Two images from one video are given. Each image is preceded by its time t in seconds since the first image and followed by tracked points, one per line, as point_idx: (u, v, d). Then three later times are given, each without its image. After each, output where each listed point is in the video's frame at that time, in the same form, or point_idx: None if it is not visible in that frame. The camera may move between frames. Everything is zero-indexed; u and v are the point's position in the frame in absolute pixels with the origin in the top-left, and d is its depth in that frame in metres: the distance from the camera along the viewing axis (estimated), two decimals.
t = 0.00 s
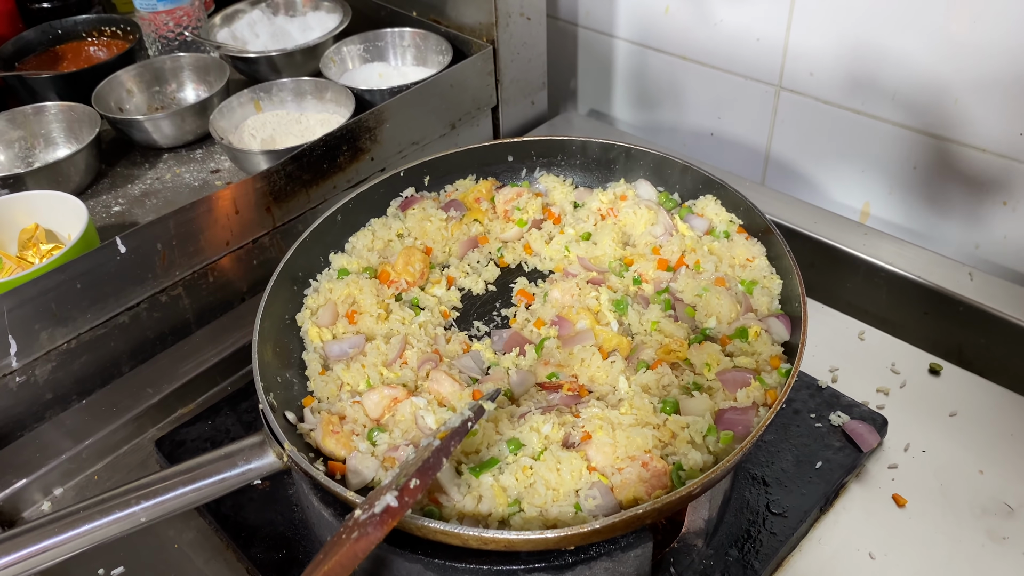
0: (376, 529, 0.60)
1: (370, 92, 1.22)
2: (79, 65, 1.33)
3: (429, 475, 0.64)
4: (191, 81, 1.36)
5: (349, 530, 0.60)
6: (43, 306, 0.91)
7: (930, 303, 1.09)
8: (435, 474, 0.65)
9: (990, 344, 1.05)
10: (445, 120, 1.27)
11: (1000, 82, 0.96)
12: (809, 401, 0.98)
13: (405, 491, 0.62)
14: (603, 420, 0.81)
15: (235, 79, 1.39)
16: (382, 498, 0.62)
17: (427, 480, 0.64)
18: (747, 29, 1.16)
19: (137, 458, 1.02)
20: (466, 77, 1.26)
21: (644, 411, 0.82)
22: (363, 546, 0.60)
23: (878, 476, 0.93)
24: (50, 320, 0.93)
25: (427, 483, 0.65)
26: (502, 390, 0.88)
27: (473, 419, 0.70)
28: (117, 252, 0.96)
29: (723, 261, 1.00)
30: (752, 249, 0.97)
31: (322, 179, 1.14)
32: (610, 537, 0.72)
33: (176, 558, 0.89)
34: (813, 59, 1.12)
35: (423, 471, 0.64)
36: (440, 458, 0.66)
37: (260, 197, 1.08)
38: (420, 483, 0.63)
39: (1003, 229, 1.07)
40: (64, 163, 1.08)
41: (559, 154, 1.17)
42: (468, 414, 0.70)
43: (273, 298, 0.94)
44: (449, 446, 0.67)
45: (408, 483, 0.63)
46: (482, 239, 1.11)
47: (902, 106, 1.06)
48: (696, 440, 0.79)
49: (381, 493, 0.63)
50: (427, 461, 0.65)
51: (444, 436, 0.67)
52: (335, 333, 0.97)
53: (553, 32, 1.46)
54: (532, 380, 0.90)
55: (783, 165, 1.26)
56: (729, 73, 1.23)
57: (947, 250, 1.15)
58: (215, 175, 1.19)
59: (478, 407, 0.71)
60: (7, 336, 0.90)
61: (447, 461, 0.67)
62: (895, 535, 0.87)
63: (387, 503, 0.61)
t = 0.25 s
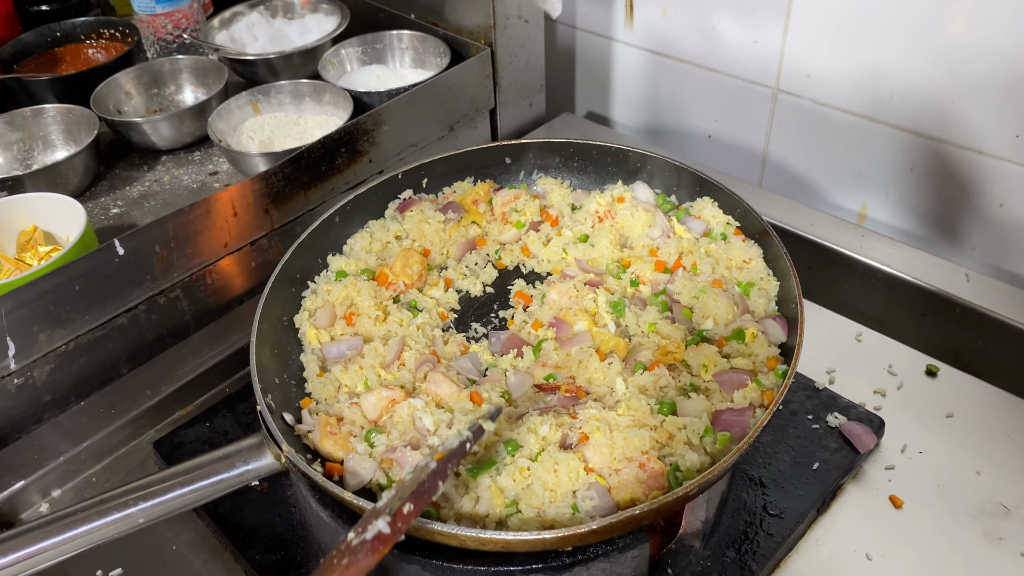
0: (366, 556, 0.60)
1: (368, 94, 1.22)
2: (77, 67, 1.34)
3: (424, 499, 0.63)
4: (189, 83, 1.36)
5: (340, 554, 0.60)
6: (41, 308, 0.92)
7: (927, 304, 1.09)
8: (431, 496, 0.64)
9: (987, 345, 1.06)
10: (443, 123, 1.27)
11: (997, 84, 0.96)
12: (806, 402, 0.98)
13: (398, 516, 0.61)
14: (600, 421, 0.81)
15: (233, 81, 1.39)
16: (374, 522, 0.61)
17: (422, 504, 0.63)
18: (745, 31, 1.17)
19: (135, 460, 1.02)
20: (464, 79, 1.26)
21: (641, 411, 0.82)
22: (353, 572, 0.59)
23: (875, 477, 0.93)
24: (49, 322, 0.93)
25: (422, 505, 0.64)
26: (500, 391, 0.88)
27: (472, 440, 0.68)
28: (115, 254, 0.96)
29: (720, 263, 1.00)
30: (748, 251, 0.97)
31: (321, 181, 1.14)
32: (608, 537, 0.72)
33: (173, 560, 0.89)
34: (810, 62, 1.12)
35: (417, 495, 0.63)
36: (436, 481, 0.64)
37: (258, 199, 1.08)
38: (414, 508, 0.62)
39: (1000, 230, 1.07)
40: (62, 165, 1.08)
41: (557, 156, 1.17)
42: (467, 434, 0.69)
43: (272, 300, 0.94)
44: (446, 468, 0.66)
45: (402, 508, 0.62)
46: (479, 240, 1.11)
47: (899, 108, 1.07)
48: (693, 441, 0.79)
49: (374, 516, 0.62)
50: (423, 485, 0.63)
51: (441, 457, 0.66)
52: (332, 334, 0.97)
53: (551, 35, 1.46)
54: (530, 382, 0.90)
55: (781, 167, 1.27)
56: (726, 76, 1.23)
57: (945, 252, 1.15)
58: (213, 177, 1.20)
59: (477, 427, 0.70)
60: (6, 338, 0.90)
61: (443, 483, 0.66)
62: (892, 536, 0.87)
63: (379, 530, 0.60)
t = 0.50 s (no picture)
0: None
1: (367, 97, 1.23)
2: (77, 70, 1.34)
3: (426, 532, 0.62)
4: (189, 86, 1.36)
5: None
6: (42, 310, 0.92)
7: (925, 306, 1.09)
8: (433, 530, 0.63)
9: (985, 347, 1.06)
10: (442, 125, 1.27)
11: (995, 86, 0.97)
12: (805, 404, 0.99)
13: (399, 550, 0.60)
14: (599, 422, 0.81)
15: (233, 84, 1.39)
16: (375, 555, 0.59)
17: (424, 538, 0.62)
18: (743, 34, 1.17)
19: (135, 462, 1.02)
20: (464, 82, 1.26)
21: (640, 413, 0.82)
22: None
23: (873, 479, 0.94)
24: (49, 324, 0.94)
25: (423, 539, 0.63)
26: (499, 393, 0.89)
27: (477, 471, 0.67)
28: (115, 256, 0.96)
29: (719, 266, 1.00)
30: (747, 253, 0.98)
31: (320, 183, 1.14)
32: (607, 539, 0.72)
33: (173, 562, 0.89)
34: (808, 64, 1.12)
35: (420, 528, 0.62)
36: (439, 514, 0.63)
37: (258, 201, 1.08)
38: (416, 541, 0.61)
39: (997, 232, 1.07)
40: (62, 168, 1.09)
41: (556, 159, 1.18)
42: (473, 465, 0.68)
43: (271, 301, 0.94)
44: (450, 500, 0.65)
45: (404, 542, 0.61)
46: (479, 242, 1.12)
47: (897, 111, 1.07)
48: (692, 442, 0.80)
49: (375, 548, 0.60)
50: (426, 518, 0.62)
51: (446, 489, 0.65)
52: (332, 335, 0.97)
53: (550, 37, 1.47)
54: (529, 384, 0.90)
55: (779, 170, 1.27)
56: (725, 79, 1.24)
57: (943, 254, 1.15)
58: (213, 179, 1.20)
59: (484, 457, 0.69)
60: (5, 340, 0.90)
61: (446, 516, 0.64)
62: (890, 538, 0.87)
63: (380, 564, 0.59)
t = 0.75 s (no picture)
0: None
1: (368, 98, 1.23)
2: (77, 71, 1.34)
3: (433, 536, 0.62)
4: (189, 87, 1.36)
5: None
6: (42, 310, 0.92)
7: (925, 307, 1.10)
8: (440, 534, 0.63)
9: (984, 347, 1.06)
10: (442, 126, 1.28)
11: (994, 87, 0.97)
12: (805, 404, 0.99)
13: (408, 553, 0.60)
14: (599, 422, 0.81)
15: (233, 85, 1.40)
16: (383, 558, 0.59)
17: (431, 542, 0.62)
18: (743, 35, 1.17)
19: (135, 463, 1.03)
20: (464, 83, 1.27)
21: (640, 413, 0.82)
22: None
23: (873, 479, 0.94)
24: (49, 324, 0.94)
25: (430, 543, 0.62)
26: (499, 393, 0.89)
27: (483, 475, 0.68)
28: (116, 256, 0.96)
29: (719, 266, 1.01)
30: (747, 254, 0.98)
31: (321, 184, 1.14)
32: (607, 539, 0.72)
33: (173, 562, 0.89)
34: (808, 65, 1.13)
35: (428, 531, 0.62)
36: (446, 517, 0.63)
37: (258, 202, 1.08)
38: (423, 544, 0.61)
39: (996, 233, 1.08)
40: (62, 169, 1.09)
41: (556, 160, 1.18)
42: (479, 469, 0.68)
43: (272, 302, 0.94)
44: (456, 504, 0.65)
45: (412, 545, 0.60)
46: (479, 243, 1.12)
47: (896, 112, 1.07)
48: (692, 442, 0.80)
49: (382, 551, 0.60)
50: (433, 521, 0.62)
51: (453, 493, 0.65)
52: (332, 335, 0.97)
53: (550, 39, 1.47)
54: (530, 384, 0.90)
55: (778, 170, 1.27)
56: (724, 79, 1.24)
57: (942, 255, 1.16)
58: (213, 180, 1.20)
59: (490, 461, 0.69)
60: (6, 340, 0.90)
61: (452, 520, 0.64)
62: (890, 538, 0.87)
63: (389, 567, 0.58)
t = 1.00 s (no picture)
0: (375, 544, 0.60)
1: (367, 99, 1.23)
2: (77, 72, 1.34)
3: (430, 489, 0.64)
4: (188, 88, 1.36)
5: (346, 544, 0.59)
6: (42, 312, 0.92)
7: (923, 308, 1.10)
8: (438, 487, 0.64)
9: (983, 349, 1.06)
10: (442, 128, 1.28)
11: (993, 89, 0.97)
12: (804, 406, 0.99)
13: (405, 506, 0.62)
14: (599, 424, 0.81)
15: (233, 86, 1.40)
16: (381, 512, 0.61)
17: (428, 494, 0.63)
18: (742, 37, 1.18)
19: (135, 464, 1.02)
20: (463, 85, 1.27)
21: (640, 414, 0.82)
22: (360, 561, 0.59)
23: (872, 480, 0.94)
24: (49, 325, 0.94)
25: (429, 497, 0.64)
26: (499, 394, 0.89)
27: (476, 433, 0.67)
28: (116, 257, 0.96)
29: (718, 267, 1.01)
30: (746, 255, 0.98)
31: (320, 185, 1.14)
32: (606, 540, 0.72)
33: (172, 563, 0.89)
34: (807, 67, 1.13)
35: (424, 485, 0.63)
36: (442, 471, 0.65)
37: (258, 203, 1.08)
38: (421, 497, 0.63)
39: (995, 235, 1.08)
40: (62, 170, 1.09)
41: (555, 162, 1.18)
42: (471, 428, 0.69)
43: (272, 303, 0.94)
44: (452, 459, 0.66)
45: (408, 498, 0.62)
46: (479, 244, 1.12)
47: (895, 113, 1.08)
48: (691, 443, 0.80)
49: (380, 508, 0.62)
50: (428, 476, 0.64)
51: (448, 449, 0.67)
52: (332, 336, 0.97)
53: (549, 40, 1.47)
54: (529, 386, 0.90)
55: (777, 172, 1.27)
56: (723, 81, 1.24)
57: (941, 256, 1.16)
58: (213, 181, 1.20)
59: (483, 420, 0.69)
60: (6, 341, 0.90)
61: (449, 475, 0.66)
62: (889, 539, 0.87)
63: (387, 518, 0.61)
